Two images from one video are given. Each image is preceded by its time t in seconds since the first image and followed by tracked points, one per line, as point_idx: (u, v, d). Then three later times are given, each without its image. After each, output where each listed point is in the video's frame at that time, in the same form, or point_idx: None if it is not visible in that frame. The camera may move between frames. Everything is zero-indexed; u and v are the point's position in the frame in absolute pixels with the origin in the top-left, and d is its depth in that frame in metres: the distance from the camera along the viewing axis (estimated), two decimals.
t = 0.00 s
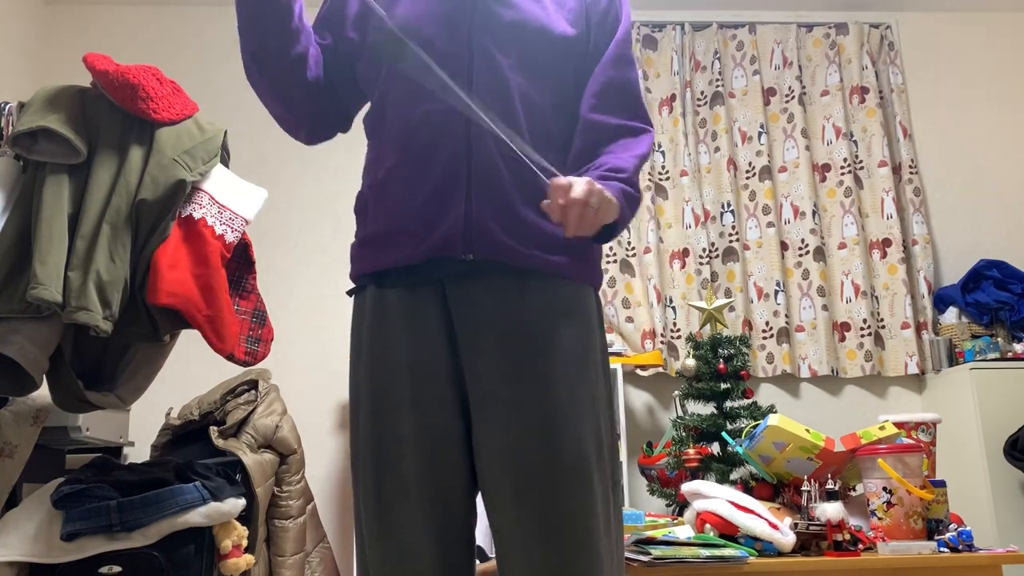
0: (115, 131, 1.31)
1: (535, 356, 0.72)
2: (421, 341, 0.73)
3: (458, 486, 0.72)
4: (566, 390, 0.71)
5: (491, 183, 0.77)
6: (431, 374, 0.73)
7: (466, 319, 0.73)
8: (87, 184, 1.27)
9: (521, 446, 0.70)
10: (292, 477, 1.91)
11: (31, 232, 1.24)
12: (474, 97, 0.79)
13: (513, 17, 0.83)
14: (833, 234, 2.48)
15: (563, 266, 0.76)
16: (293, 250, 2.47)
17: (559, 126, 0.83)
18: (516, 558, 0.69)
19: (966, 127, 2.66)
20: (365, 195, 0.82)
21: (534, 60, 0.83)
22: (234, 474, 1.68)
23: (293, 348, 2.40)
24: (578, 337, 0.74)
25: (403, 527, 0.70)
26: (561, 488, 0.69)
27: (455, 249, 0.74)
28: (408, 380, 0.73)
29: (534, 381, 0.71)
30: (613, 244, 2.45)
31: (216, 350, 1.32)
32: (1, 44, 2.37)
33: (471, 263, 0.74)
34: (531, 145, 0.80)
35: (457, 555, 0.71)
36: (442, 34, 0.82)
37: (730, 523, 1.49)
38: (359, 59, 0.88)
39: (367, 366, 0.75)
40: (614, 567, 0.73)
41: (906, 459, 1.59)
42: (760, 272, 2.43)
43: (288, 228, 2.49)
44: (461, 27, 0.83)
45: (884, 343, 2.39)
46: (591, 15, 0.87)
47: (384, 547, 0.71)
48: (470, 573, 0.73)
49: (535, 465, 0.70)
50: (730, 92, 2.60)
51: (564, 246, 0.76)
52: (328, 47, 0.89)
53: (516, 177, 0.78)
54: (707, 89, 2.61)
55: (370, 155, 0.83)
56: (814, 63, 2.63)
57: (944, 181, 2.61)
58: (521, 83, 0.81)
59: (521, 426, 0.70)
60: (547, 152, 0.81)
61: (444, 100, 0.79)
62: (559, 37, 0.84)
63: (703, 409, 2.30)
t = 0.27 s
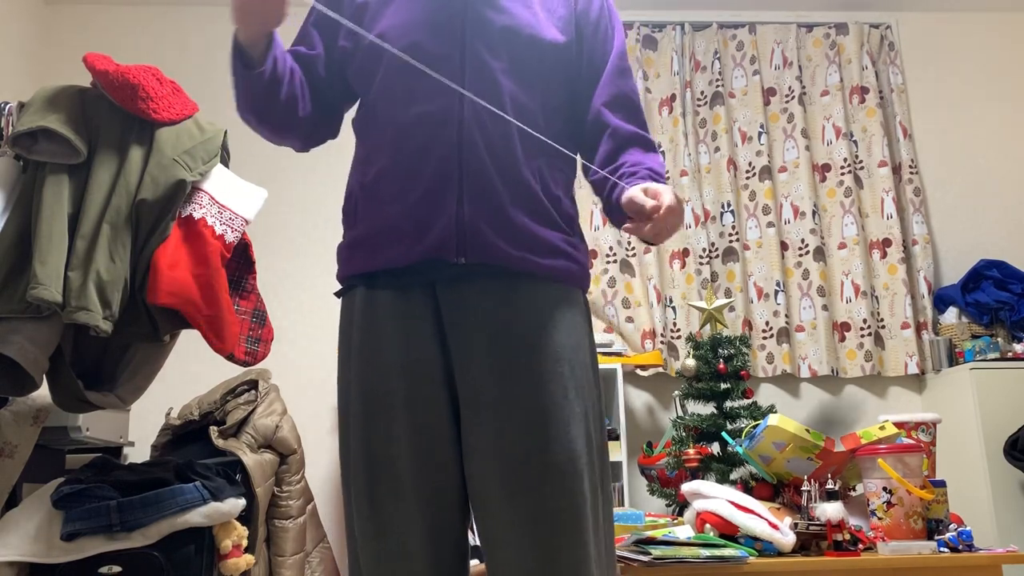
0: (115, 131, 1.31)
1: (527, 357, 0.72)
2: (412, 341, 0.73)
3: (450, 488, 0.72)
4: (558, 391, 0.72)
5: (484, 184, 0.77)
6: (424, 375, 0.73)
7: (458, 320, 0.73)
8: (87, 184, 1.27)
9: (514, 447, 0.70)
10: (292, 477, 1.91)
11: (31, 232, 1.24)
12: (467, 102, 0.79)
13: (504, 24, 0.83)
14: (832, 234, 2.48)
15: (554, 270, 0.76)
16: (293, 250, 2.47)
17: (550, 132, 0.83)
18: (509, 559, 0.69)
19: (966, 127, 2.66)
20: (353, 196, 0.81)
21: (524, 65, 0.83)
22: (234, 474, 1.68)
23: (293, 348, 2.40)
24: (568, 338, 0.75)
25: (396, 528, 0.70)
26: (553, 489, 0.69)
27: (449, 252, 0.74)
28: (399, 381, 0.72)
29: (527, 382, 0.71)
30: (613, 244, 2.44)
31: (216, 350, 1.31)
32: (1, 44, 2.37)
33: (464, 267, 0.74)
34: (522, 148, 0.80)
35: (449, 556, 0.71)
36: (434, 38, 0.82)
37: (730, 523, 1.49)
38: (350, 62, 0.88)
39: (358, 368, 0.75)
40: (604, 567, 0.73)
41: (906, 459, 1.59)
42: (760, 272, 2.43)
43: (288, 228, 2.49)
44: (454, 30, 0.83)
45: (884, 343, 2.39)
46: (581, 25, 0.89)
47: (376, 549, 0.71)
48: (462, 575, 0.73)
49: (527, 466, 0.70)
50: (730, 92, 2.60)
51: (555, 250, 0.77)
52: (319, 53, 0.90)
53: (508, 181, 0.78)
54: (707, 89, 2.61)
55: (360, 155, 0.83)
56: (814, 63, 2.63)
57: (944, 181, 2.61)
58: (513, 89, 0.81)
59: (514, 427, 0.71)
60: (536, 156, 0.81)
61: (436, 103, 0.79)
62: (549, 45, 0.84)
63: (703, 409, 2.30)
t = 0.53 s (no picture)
0: (115, 131, 1.31)
1: (529, 357, 0.72)
2: (414, 341, 0.73)
3: (451, 488, 0.72)
4: (560, 392, 0.72)
5: (486, 185, 0.77)
6: (425, 376, 0.73)
7: (460, 320, 0.74)
8: (87, 184, 1.27)
9: (516, 447, 0.70)
10: (292, 477, 1.91)
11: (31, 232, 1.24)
12: (470, 103, 0.79)
13: (503, 26, 0.84)
14: (833, 234, 2.48)
15: (555, 271, 0.76)
16: (293, 250, 2.47)
17: (548, 134, 0.84)
18: (511, 559, 0.69)
19: (966, 127, 2.66)
20: (352, 196, 0.81)
21: (523, 67, 0.84)
22: (234, 474, 1.68)
23: (293, 348, 2.40)
24: (568, 338, 0.75)
25: (398, 528, 0.70)
26: (555, 489, 0.70)
27: (455, 253, 0.74)
28: (401, 381, 0.72)
29: (529, 382, 0.72)
30: (613, 244, 2.44)
31: (216, 350, 1.31)
32: (2, 44, 2.37)
33: (469, 268, 0.74)
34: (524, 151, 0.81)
35: (450, 557, 0.71)
36: (434, 39, 0.82)
37: (730, 523, 1.49)
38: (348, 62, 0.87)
39: (358, 368, 0.74)
40: (602, 566, 0.74)
41: (906, 459, 1.59)
42: (760, 272, 2.43)
43: (288, 228, 2.49)
44: (451, 31, 0.83)
45: (884, 343, 2.39)
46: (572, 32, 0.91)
47: (377, 549, 0.70)
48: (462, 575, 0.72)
49: (529, 466, 0.70)
50: (730, 92, 2.60)
51: (556, 251, 0.78)
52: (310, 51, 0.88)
53: (511, 181, 0.78)
54: (707, 89, 2.61)
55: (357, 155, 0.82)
56: (814, 63, 2.63)
57: (944, 181, 2.61)
58: (514, 91, 0.82)
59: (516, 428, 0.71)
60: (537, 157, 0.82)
61: (440, 104, 0.79)
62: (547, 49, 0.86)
63: (703, 409, 2.30)
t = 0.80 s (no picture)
0: (115, 131, 1.31)
1: (526, 357, 0.73)
2: (411, 341, 0.73)
3: (449, 488, 0.72)
4: (557, 392, 0.72)
5: (484, 184, 0.77)
6: (423, 375, 0.73)
7: (457, 320, 0.74)
8: (87, 184, 1.27)
9: (514, 447, 0.71)
10: (292, 477, 1.91)
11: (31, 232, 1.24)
12: (468, 102, 0.79)
13: (500, 27, 0.84)
14: (833, 234, 2.48)
15: (551, 271, 0.77)
16: (292, 250, 2.47)
17: (544, 134, 0.85)
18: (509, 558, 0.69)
19: (966, 127, 2.66)
20: (348, 195, 0.80)
21: (519, 68, 0.84)
22: (234, 474, 1.68)
23: (293, 348, 2.40)
24: (565, 338, 0.75)
25: (397, 527, 0.70)
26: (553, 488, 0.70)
27: (453, 253, 0.74)
28: (399, 381, 0.72)
29: (526, 381, 0.72)
30: (613, 244, 2.44)
31: (216, 350, 1.31)
32: (1, 44, 2.37)
33: (467, 267, 0.74)
34: (521, 152, 0.81)
35: (449, 556, 0.71)
36: (432, 40, 0.82)
37: (730, 523, 1.49)
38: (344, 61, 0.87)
39: (355, 368, 0.74)
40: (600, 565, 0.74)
41: (906, 459, 1.59)
42: (760, 272, 2.43)
43: (288, 228, 2.49)
44: (449, 31, 0.83)
45: (884, 343, 2.39)
46: (568, 35, 0.91)
47: (376, 548, 0.70)
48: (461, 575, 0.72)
49: (528, 466, 0.70)
50: (730, 92, 2.60)
51: (553, 251, 0.78)
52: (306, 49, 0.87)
53: (508, 181, 0.79)
54: (707, 89, 2.61)
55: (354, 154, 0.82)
56: (814, 63, 2.63)
57: (944, 181, 2.61)
58: (511, 92, 0.82)
59: (514, 427, 0.71)
60: (534, 158, 0.82)
61: (439, 104, 0.79)
62: (542, 51, 0.86)
63: (703, 409, 2.30)
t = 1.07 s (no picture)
0: (115, 131, 1.31)
1: (526, 357, 0.73)
2: (411, 341, 0.73)
3: (449, 487, 0.72)
4: (557, 392, 0.73)
5: (483, 184, 0.77)
6: (423, 375, 0.72)
7: (458, 320, 0.74)
8: (87, 184, 1.27)
9: (514, 447, 0.71)
10: (292, 477, 1.91)
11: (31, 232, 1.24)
12: (467, 103, 0.79)
13: (499, 29, 0.84)
14: (833, 234, 2.48)
15: (549, 272, 0.77)
16: (292, 250, 2.47)
17: (541, 137, 0.85)
18: (510, 558, 0.69)
19: (966, 127, 2.66)
20: (345, 194, 0.80)
21: (517, 69, 0.84)
22: (234, 474, 1.68)
23: (292, 348, 2.40)
24: (564, 338, 0.75)
25: (397, 528, 0.70)
26: (553, 487, 0.70)
27: (453, 252, 0.74)
28: (399, 381, 0.72)
29: (526, 381, 0.72)
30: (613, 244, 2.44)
31: (216, 350, 1.31)
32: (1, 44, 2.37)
33: (466, 268, 0.74)
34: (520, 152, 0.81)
35: (449, 556, 0.71)
36: (431, 41, 0.82)
37: (730, 523, 1.49)
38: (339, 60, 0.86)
39: (354, 368, 0.74)
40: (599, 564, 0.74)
41: (906, 459, 1.59)
42: (760, 272, 2.43)
43: (288, 227, 2.49)
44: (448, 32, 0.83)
45: (884, 343, 2.39)
46: (564, 41, 0.91)
47: (376, 548, 0.70)
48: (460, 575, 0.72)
49: (527, 466, 0.71)
50: (730, 92, 2.60)
51: (551, 252, 0.78)
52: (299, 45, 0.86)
53: (507, 181, 0.79)
54: (707, 89, 2.60)
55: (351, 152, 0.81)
56: (814, 63, 2.63)
57: (944, 181, 2.61)
58: (509, 94, 0.82)
59: (514, 427, 0.71)
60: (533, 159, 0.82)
61: (439, 104, 0.79)
62: (539, 54, 0.86)
63: (703, 409, 2.30)
